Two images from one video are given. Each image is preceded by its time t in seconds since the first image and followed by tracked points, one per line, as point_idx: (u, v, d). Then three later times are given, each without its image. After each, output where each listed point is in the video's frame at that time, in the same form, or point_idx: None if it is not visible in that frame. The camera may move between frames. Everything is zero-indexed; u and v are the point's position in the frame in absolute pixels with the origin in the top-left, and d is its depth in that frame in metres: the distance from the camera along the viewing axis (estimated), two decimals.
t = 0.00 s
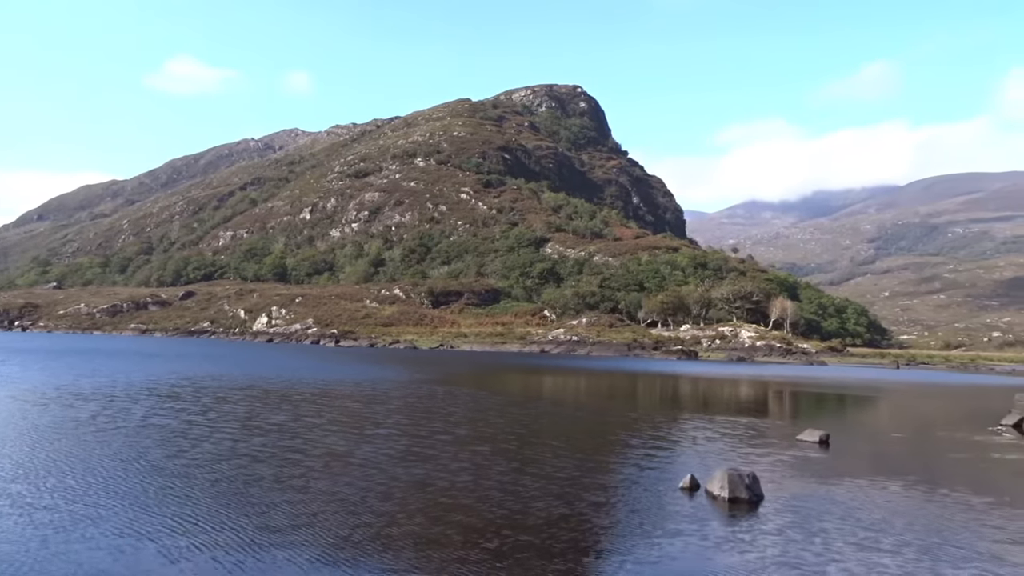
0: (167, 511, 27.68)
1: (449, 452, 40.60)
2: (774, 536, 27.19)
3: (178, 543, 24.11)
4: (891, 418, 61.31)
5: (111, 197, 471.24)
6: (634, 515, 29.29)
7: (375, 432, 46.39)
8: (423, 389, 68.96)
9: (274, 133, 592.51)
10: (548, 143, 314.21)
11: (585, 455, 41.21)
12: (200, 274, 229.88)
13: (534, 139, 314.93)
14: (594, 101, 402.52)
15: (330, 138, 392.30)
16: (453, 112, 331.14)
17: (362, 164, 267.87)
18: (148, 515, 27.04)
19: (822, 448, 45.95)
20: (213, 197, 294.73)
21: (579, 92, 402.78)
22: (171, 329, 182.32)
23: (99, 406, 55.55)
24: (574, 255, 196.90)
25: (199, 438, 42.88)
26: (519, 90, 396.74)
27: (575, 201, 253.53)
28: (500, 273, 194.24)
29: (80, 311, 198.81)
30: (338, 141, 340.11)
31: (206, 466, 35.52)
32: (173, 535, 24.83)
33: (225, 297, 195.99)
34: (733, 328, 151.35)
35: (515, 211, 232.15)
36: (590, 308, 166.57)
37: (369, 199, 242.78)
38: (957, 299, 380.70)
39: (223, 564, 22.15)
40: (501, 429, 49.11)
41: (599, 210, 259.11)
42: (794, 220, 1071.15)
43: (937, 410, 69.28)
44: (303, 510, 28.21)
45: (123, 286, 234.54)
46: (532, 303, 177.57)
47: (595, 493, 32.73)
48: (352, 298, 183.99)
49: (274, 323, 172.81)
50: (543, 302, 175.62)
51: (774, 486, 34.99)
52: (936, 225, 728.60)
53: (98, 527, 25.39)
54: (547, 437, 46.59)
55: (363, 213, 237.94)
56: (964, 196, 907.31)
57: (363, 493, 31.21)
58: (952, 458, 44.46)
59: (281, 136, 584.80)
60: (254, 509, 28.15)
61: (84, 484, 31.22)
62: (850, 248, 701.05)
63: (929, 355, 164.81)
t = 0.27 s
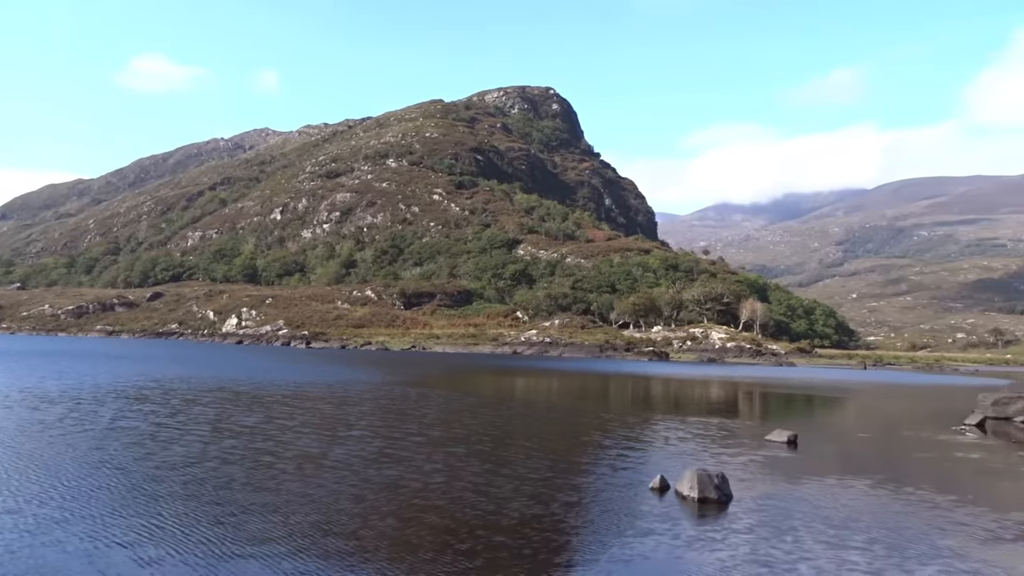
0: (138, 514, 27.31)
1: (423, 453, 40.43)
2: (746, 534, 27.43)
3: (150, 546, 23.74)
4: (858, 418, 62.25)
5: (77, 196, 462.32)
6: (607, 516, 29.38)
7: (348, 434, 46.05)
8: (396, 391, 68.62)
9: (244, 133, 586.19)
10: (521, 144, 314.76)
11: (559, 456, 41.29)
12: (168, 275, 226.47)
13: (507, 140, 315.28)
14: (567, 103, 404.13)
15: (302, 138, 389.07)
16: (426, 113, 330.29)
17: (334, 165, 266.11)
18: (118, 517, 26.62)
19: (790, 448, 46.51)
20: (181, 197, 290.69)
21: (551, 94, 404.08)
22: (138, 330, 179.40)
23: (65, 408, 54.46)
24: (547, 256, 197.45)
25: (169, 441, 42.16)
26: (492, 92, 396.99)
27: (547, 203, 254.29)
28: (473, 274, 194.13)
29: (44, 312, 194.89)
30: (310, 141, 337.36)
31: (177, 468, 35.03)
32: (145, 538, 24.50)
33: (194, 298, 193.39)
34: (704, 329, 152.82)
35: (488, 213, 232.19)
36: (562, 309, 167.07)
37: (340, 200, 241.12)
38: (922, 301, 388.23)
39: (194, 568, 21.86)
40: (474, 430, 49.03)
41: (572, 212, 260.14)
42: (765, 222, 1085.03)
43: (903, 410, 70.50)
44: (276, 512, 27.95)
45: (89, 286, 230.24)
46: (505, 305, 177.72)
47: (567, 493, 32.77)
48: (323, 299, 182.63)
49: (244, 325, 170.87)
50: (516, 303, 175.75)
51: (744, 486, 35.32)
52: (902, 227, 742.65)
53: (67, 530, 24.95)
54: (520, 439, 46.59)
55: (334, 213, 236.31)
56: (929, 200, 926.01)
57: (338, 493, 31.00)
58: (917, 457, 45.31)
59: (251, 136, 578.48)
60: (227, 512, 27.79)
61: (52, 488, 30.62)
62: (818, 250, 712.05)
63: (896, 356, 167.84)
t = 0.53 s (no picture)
0: (122, 518, 26.99)
1: (409, 456, 40.23)
2: (731, 534, 27.56)
3: (136, 550, 23.48)
4: (840, 419, 62.77)
5: (56, 198, 456.86)
6: (595, 517, 29.37)
7: (333, 437, 45.76)
8: (380, 393, 68.29)
9: (225, 134, 582.14)
10: (504, 146, 314.87)
11: (545, 458, 41.25)
12: (149, 278, 224.21)
13: (490, 142, 315.30)
14: (550, 105, 404.87)
15: (284, 139, 387.00)
16: (409, 115, 329.58)
17: (316, 166, 264.82)
18: (101, 523, 26.28)
19: (773, 449, 46.75)
20: (162, 199, 288.10)
21: (534, 96, 404.64)
22: (118, 333, 177.44)
23: (45, 412, 53.74)
24: (530, 258, 197.59)
25: (152, 445, 41.71)
26: (475, 94, 396.92)
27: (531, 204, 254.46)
28: (456, 276, 193.84)
29: (22, 315, 192.35)
30: (292, 143, 335.64)
31: (161, 472, 34.65)
32: (128, 543, 24.22)
33: (175, 301, 191.65)
34: (687, 331, 153.53)
35: (471, 214, 231.99)
36: (546, 311, 167.20)
37: (323, 201, 239.97)
38: (902, 302, 392.55)
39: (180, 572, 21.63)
40: (459, 433, 48.86)
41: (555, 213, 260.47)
42: (747, 224, 1092.41)
43: (883, 410, 71.13)
44: (263, 516, 27.71)
45: (68, 290, 227.46)
46: (488, 306, 177.58)
47: (553, 495, 32.76)
48: (305, 301, 181.66)
49: (226, 328, 169.52)
50: (499, 305, 175.64)
51: (728, 486, 35.49)
52: (882, 229, 750.40)
53: (50, 536, 24.59)
54: (506, 441, 46.51)
55: (316, 215, 235.19)
56: (909, 202, 936.79)
57: (323, 497, 30.82)
58: (898, 457, 45.73)
59: (233, 137, 574.38)
60: (212, 516, 27.54)
61: (34, 492, 30.20)
62: (800, 252, 718.16)
63: (876, 357, 169.52)
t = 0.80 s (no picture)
0: (130, 519, 27.01)
1: (412, 458, 40.22)
2: (734, 535, 27.56)
3: (143, 552, 23.50)
4: (841, 420, 62.75)
5: (56, 202, 457.05)
6: (598, 518, 29.41)
7: (336, 439, 45.80)
8: (381, 396, 68.27)
9: (225, 137, 582.70)
10: (503, 148, 315.11)
11: (547, 459, 41.25)
12: (149, 280, 224.24)
13: (490, 144, 315.45)
14: (549, 107, 405.06)
15: (283, 142, 387.22)
16: (408, 117, 329.85)
17: (316, 169, 265.01)
18: (108, 524, 26.29)
19: (774, 450, 46.76)
20: (162, 202, 288.27)
21: (533, 98, 404.92)
22: (118, 336, 177.52)
23: (48, 414, 53.78)
24: (530, 260, 197.58)
25: (156, 447, 41.69)
26: (474, 96, 397.17)
27: (530, 206, 254.56)
28: (456, 278, 193.86)
29: (22, 319, 192.41)
30: (291, 146, 335.94)
31: (166, 474, 34.66)
32: (137, 544, 24.25)
33: (175, 304, 191.70)
34: (687, 332, 153.59)
35: (470, 217, 232.11)
36: (545, 313, 167.21)
37: (322, 204, 240.07)
38: (902, 303, 392.55)
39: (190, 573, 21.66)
40: (460, 434, 48.85)
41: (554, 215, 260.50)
42: (747, 225, 1092.43)
43: (884, 411, 71.19)
44: (269, 517, 27.73)
45: (68, 293, 227.55)
46: (488, 308, 177.59)
47: (556, 496, 32.73)
48: (305, 304, 181.74)
49: (226, 330, 169.63)
50: (499, 307, 175.61)
51: (731, 488, 35.47)
52: (881, 230, 750.60)
53: (58, 537, 24.61)
54: (507, 442, 46.48)
55: (316, 218, 235.30)
56: (909, 203, 936.86)
57: (328, 498, 30.81)
58: (898, 458, 45.74)
59: (233, 140, 574.77)
60: (218, 517, 27.54)
61: (41, 494, 30.21)
62: (800, 253, 718.12)
63: (876, 358, 169.52)
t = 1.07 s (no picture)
0: (146, 520, 27.20)
1: (423, 459, 40.26)
2: (747, 537, 27.45)
3: (161, 553, 23.60)
4: (851, 421, 62.47)
5: (67, 205, 460.16)
6: (611, 518, 29.36)
7: (348, 440, 45.92)
8: (390, 397, 68.42)
9: (234, 140, 585.48)
10: (511, 150, 315.42)
11: (558, 460, 41.23)
12: (159, 283, 225.47)
13: (498, 146, 315.79)
14: (557, 108, 405.12)
15: (292, 145, 388.80)
16: (417, 119, 330.61)
17: (325, 172, 265.96)
18: (124, 525, 26.43)
19: (784, 452, 46.57)
20: (172, 205, 289.87)
21: (541, 100, 405.14)
22: (129, 339, 178.58)
23: (62, 416, 54.19)
24: (538, 261, 197.59)
25: (169, 449, 41.91)
26: (482, 98, 397.77)
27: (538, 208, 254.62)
28: (464, 280, 194.06)
29: (35, 322, 193.89)
30: (300, 149, 337.30)
31: (180, 476, 34.82)
32: (154, 545, 24.39)
33: (185, 306, 192.71)
34: (696, 333, 153.15)
35: (478, 218, 232.30)
36: (554, 315, 167.14)
37: (331, 206, 240.88)
38: (913, 303, 390.21)
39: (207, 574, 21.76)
40: (471, 435, 48.89)
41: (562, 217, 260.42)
42: (756, 226, 1088.84)
43: (894, 412, 70.86)
44: (283, 518, 27.82)
45: (79, 296, 229.05)
46: (497, 310, 177.61)
47: (567, 497, 32.69)
48: (314, 306, 182.34)
49: (236, 333, 170.39)
50: (507, 309, 175.63)
51: (743, 489, 35.31)
52: (892, 231, 746.53)
53: (76, 537, 24.81)
54: (518, 443, 46.49)
55: (325, 220, 236.05)
56: (920, 203, 931.29)
57: (340, 500, 30.88)
58: (909, 459, 45.52)
59: (242, 143, 577.39)
60: (232, 519, 27.63)
61: (57, 496, 30.41)
62: (809, 254, 715.01)
63: (887, 359, 168.60)
